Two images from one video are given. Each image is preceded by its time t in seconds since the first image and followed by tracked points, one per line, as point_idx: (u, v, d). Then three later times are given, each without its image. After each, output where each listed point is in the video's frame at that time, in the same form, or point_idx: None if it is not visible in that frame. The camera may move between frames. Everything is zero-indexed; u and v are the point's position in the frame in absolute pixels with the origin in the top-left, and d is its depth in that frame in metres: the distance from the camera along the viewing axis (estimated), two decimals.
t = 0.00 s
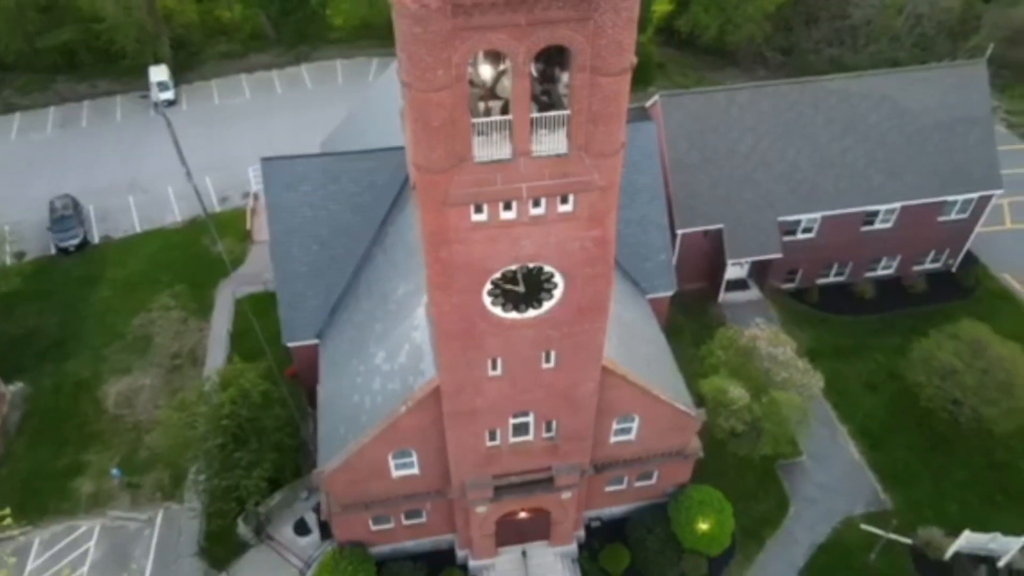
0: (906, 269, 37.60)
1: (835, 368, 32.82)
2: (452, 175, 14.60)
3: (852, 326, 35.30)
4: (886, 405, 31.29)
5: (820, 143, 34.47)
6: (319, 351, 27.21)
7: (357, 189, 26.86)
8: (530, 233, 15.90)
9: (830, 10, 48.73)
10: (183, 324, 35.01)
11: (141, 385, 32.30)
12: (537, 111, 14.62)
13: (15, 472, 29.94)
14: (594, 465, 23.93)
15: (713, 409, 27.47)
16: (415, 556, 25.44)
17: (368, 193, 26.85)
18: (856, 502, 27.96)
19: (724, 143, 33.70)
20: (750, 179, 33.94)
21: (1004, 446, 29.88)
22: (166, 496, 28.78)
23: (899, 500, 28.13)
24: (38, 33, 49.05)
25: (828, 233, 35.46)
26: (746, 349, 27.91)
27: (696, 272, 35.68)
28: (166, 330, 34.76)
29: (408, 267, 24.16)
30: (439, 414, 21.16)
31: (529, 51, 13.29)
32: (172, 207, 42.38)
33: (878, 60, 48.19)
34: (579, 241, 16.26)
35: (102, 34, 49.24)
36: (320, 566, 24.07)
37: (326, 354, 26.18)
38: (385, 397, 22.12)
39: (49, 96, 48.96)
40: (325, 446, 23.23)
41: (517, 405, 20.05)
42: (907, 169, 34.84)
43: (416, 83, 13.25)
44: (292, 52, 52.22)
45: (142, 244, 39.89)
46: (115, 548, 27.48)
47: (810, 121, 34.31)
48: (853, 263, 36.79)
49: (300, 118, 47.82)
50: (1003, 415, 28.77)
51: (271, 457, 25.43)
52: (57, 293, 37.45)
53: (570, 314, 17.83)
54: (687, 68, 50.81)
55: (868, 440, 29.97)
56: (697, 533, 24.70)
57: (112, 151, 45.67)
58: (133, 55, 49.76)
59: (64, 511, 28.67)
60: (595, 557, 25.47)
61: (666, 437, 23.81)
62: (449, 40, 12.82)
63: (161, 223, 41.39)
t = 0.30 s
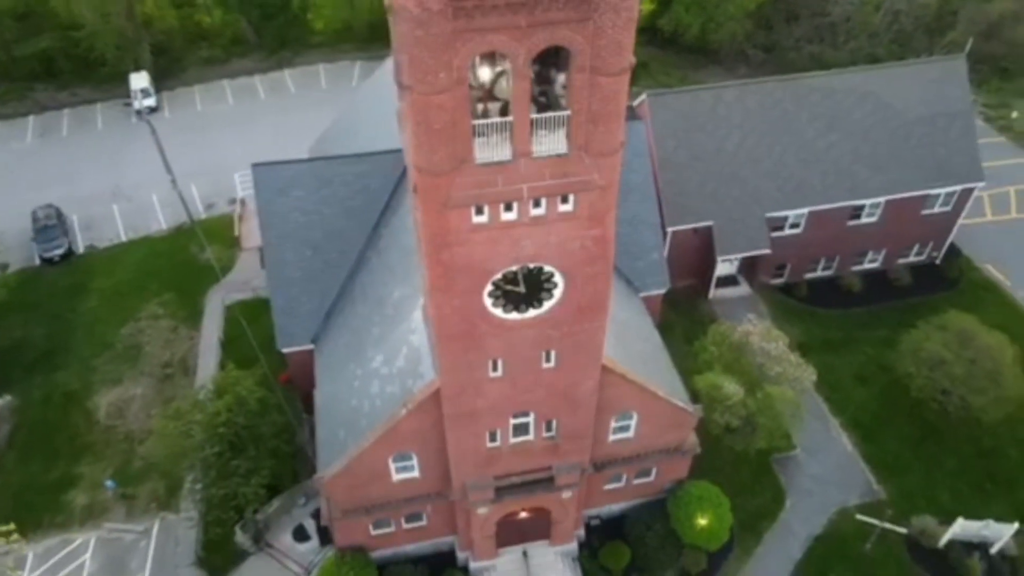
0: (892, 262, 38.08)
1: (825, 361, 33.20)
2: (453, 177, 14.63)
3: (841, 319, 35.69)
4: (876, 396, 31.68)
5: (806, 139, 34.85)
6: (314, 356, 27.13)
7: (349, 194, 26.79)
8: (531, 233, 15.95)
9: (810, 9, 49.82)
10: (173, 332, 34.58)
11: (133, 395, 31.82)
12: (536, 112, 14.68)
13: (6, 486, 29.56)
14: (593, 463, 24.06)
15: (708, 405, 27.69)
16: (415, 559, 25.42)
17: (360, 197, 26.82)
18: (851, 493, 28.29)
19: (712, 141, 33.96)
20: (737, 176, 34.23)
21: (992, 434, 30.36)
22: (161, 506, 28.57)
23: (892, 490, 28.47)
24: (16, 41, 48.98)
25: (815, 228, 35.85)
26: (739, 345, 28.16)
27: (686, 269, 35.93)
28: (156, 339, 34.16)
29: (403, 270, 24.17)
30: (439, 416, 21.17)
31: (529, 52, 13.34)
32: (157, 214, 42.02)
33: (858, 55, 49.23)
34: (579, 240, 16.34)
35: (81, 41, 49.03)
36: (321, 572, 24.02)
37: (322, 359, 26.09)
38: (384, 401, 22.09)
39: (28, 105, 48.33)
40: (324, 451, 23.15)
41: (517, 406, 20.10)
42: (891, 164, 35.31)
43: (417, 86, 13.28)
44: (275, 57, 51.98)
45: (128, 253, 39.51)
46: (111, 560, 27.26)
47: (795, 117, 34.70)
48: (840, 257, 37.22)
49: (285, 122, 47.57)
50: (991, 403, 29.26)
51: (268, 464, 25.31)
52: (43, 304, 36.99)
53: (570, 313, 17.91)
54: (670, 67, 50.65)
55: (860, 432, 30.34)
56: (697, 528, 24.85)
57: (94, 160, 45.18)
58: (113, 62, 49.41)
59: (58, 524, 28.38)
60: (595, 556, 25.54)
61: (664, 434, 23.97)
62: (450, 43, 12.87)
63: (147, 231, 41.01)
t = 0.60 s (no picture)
0: (877, 255, 38.58)
1: (815, 354, 33.59)
2: (455, 179, 14.68)
3: (829, 313, 36.12)
4: (866, 388, 32.09)
5: (791, 136, 35.23)
6: (309, 362, 27.03)
7: (340, 198, 26.64)
8: (532, 234, 16.01)
9: (789, 7, 50.40)
10: (162, 341, 34.31)
11: (123, 406, 31.49)
12: (535, 114, 14.70)
13: None
14: (592, 462, 24.17)
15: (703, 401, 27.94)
16: (416, 563, 25.37)
17: (352, 202, 26.69)
18: (845, 485, 28.60)
19: (699, 139, 34.23)
20: (725, 173, 34.53)
21: (980, 422, 30.86)
22: (156, 517, 28.39)
23: (885, 480, 28.83)
24: None
25: (802, 224, 36.26)
26: (732, 340, 28.44)
27: (676, 267, 36.20)
28: (144, 348, 33.94)
29: (398, 273, 24.15)
30: (439, 419, 21.16)
31: (530, 54, 13.38)
32: (141, 222, 41.60)
33: (837, 52, 49.53)
34: (579, 240, 16.41)
35: (59, 49, 48.64)
36: None
37: (317, 365, 25.98)
38: (383, 405, 22.05)
39: (6, 114, 47.67)
40: (323, 457, 23.07)
41: (517, 407, 20.15)
42: (874, 158, 35.79)
43: (419, 90, 13.29)
44: (257, 62, 51.75)
45: (114, 262, 39.07)
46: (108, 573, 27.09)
47: (780, 114, 35.05)
48: (827, 251, 37.66)
49: (269, 128, 47.29)
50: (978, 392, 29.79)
51: (266, 472, 25.01)
52: (29, 316, 36.49)
53: (571, 313, 17.99)
54: (652, 66, 51.05)
55: (852, 424, 30.71)
56: (696, 523, 25.05)
57: (76, 169, 44.64)
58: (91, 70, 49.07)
59: (52, 538, 28.08)
60: (595, 554, 25.65)
61: (662, 431, 24.11)
62: (452, 46, 12.88)
63: (132, 240, 40.57)
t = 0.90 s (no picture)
0: (862, 248, 39.08)
1: (804, 348, 33.98)
2: (456, 182, 14.71)
3: (817, 306, 36.52)
4: (856, 379, 32.51)
5: (776, 132, 35.57)
6: (305, 368, 26.94)
7: (331, 203, 26.49)
8: (533, 234, 16.06)
9: (768, 5, 50.94)
10: (151, 351, 33.94)
11: (114, 418, 31.04)
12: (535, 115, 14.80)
13: None
14: (591, 460, 24.27)
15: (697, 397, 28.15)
16: (417, 566, 25.35)
17: (343, 206, 26.55)
18: (839, 475, 28.93)
19: (685, 137, 34.50)
20: (712, 170, 34.83)
21: (969, 410, 31.36)
22: (152, 529, 28.12)
23: (878, 470, 29.20)
24: None
25: (788, 218, 36.62)
26: (724, 335, 28.70)
27: (665, 264, 36.44)
28: (134, 358, 33.39)
29: (393, 277, 24.10)
30: (440, 422, 21.14)
31: (530, 55, 13.43)
32: (125, 231, 41.13)
33: (816, 48, 49.90)
34: (579, 240, 16.49)
35: (35, 56, 47.42)
36: None
37: (313, 370, 25.88)
38: (383, 409, 22.01)
39: None
40: (323, 463, 22.98)
41: (518, 407, 20.19)
42: (858, 152, 36.26)
43: (420, 93, 13.30)
44: (237, 67, 51.44)
45: (98, 272, 38.61)
46: None
47: (765, 111, 35.37)
48: (813, 246, 38.09)
49: (252, 133, 46.93)
50: (966, 380, 30.31)
51: (264, 480, 24.78)
52: (13, 328, 35.92)
53: (571, 313, 18.07)
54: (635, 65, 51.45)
55: (843, 415, 31.08)
56: (694, 518, 25.27)
57: (57, 178, 44.05)
58: (69, 78, 47.85)
59: (45, 553, 27.68)
60: (596, 552, 25.80)
61: (659, 427, 24.27)
62: (453, 49, 12.90)
63: (115, 249, 40.09)
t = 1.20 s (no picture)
0: (846, 241, 39.61)
1: (793, 340, 34.37)
2: (459, 183, 14.76)
3: (804, 299, 36.97)
4: (845, 370, 32.95)
5: (760, 128, 35.97)
6: (300, 374, 26.82)
7: (323, 208, 26.35)
8: (534, 234, 16.11)
9: (745, 2, 51.12)
10: (140, 361, 33.53)
11: (104, 430, 30.69)
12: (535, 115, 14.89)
13: None
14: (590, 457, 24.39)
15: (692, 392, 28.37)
16: (417, 569, 25.32)
17: (335, 211, 26.42)
18: (832, 465, 29.30)
19: (672, 134, 34.80)
20: (699, 167, 35.16)
21: (956, 397, 31.92)
22: (147, 541, 27.88)
23: (870, 459, 29.61)
24: None
25: (774, 213, 37.04)
26: (717, 330, 29.00)
27: (655, 261, 36.71)
28: (121, 369, 33.03)
29: (389, 280, 24.06)
30: (441, 424, 21.14)
31: (532, 56, 13.49)
32: (107, 241, 40.59)
33: (794, 44, 50.48)
34: (580, 239, 16.57)
35: (10, 66, 46.88)
36: None
37: (309, 376, 25.75)
38: (383, 413, 21.97)
39: None
40: (323, 468, 22.89)
41: (519, 407, 20.25)
42: (840, 147, 36.80)
43: (423, 95, 13.31)
44: (215, 73, 50.93)
45: (82, 283, 38.10)
46: None
47: (749, 107, 35.73)
48: (798, 240, 38.54)
49: (234, 140, 46.54)
50: (952, 367, 30.86)
51: (262, 488, 24.57)
52: None
53: (572, 312, 18.16)
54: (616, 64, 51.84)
55: (834, 406, 31.50)
56: (693, 512, 25.48)
57: (36, 188, 43.44)
58: (44, 87, 47.45)
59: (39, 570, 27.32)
60: (596, 549, 25.95)
61: (657, 423, 24.44)
62: (455, 51, 12.93)
63: (98, 259, 39.57)
